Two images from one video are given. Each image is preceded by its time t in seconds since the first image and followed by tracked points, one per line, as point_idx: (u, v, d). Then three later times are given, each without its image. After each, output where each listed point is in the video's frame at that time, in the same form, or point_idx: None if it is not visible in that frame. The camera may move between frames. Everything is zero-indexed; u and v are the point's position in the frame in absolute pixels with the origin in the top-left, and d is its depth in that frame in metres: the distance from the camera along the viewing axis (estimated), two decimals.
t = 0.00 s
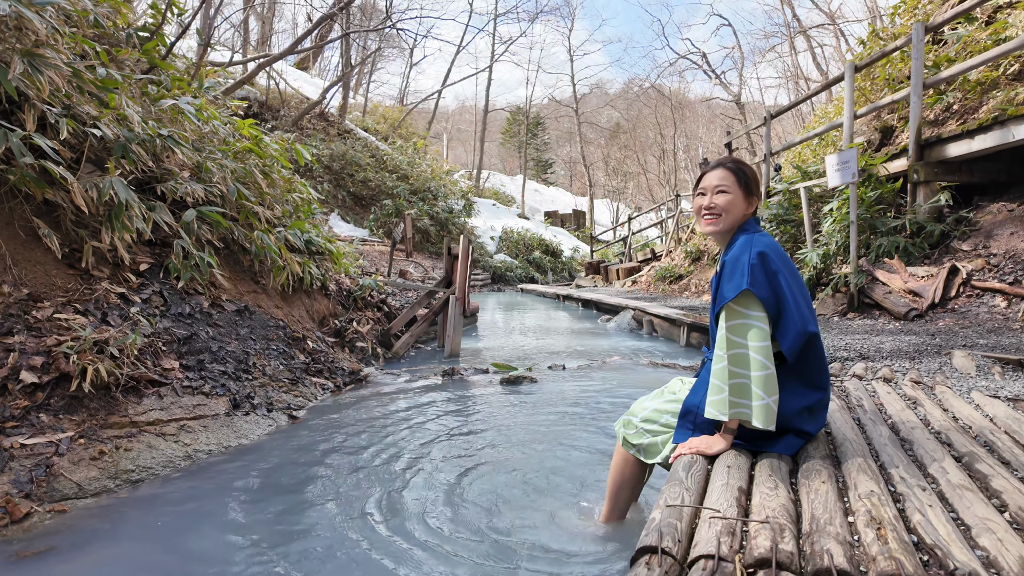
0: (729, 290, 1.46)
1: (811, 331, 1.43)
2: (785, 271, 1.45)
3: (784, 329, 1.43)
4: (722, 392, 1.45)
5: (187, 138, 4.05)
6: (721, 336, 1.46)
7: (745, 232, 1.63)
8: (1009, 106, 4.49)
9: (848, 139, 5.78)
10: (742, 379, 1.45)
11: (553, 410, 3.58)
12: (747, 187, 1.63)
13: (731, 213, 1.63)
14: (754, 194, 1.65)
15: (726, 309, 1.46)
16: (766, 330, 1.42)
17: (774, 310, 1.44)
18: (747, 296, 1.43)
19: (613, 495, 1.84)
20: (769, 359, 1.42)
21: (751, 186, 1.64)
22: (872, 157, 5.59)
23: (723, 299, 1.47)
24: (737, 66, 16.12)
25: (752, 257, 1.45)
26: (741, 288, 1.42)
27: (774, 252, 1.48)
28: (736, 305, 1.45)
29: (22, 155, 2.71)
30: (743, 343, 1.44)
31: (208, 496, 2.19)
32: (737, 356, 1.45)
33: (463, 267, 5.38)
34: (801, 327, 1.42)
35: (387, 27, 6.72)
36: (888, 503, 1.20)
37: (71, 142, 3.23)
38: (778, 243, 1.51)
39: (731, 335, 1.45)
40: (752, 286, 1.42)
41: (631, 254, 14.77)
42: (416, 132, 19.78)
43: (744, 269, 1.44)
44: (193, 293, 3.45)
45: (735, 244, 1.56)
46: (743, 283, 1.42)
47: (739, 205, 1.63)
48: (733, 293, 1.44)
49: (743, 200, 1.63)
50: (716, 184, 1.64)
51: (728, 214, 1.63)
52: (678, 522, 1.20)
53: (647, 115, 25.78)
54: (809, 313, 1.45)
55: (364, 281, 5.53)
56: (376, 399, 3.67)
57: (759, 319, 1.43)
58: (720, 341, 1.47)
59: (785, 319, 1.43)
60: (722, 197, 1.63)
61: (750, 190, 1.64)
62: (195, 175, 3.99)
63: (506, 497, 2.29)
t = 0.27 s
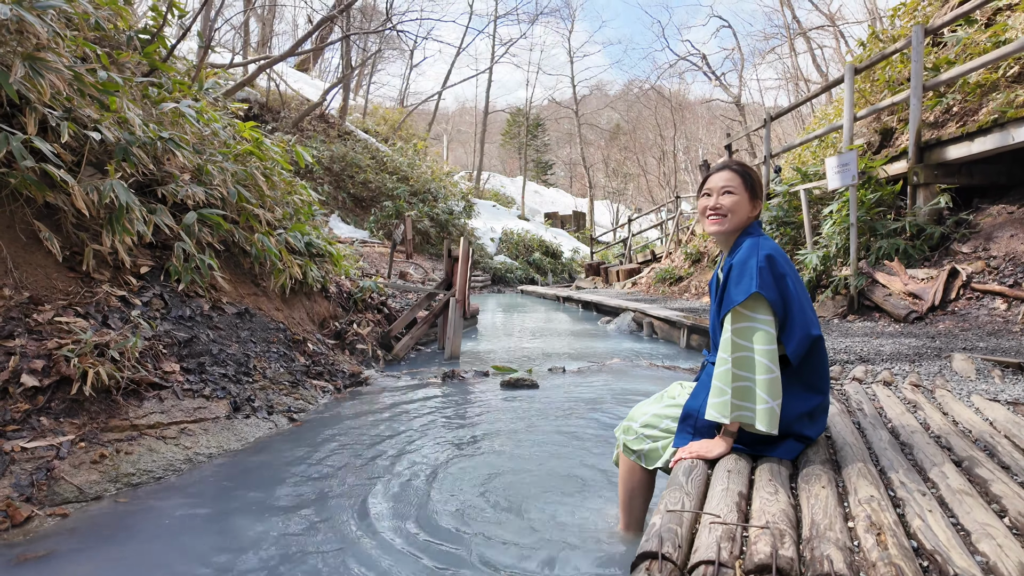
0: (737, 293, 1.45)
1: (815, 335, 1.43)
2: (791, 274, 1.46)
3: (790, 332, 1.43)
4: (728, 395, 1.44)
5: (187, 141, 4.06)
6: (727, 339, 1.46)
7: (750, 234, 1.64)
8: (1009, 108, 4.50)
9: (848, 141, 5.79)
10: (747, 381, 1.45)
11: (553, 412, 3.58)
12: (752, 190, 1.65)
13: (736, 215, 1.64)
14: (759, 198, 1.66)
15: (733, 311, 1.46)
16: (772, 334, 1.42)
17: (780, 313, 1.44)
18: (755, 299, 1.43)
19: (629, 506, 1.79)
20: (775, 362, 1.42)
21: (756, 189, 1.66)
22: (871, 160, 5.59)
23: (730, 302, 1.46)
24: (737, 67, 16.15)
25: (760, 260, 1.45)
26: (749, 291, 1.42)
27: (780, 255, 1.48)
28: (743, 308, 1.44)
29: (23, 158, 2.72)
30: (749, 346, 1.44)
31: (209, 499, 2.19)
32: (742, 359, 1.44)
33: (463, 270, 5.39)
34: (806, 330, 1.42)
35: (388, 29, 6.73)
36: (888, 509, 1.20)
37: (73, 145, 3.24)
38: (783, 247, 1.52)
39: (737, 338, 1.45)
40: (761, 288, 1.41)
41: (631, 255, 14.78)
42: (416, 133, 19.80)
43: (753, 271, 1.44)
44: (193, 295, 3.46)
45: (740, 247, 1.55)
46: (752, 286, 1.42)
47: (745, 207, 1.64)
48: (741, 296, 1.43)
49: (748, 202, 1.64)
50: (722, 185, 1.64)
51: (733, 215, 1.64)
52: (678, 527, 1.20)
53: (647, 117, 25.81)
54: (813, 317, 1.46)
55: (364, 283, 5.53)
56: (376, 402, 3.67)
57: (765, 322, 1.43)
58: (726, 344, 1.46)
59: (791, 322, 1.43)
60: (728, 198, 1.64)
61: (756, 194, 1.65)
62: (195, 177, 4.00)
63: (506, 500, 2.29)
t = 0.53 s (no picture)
0: (742, 297, 1.45)
1: (817, 340, 1.43)
2: (796, 278, 1.46)
3: (793, 336, 1.44)
4: (731, 399, 1.44)
5: (188, 145, 4.07)
6: (730, 342, 1.46)
7: (755, 239, 1.64)
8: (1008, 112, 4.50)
9: (848, 144, 5.80)
10: (751, 384, 1.44)
11: (553, 416, 3.58)
12: (757, 196, 1.65)
13: (742, 219, 1.64)
14: (764, 203, 1.66)
15: (737, 314, 1.45)
16: (776, 338, 1.42)
17: (783, 317, 1.44)
18: (760, 303, 1.43)
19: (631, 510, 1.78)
20: (777, 366, 1.42)
21: (761, 194, 1.66)
22: (871, 163, 5.60)
23: (735, 305, 1.46)
24: (737, 69, 16.18)
25: (766, 264, 1.45)
26: (755, 295, 1.42)
27: (785, 260, 1.48)
28: (747, 311, 1.44)
29: (24, 163, 2.73)
30: (752, 349, 1.44)
31: (209, 504, 2.19)
32: (746, 362, 1.44)
33: (463, 272, 5.39)
34: (809, 335, 1.43)
35: (389, 32, 6.74)
36: (887, 515, 1.20)
37: (74, 150, 3.25)
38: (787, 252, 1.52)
39: (741, 341, 1.45)
40: (766, 292, 1.41)
41: (631, 257, 14.80)
42: (416, 136, 19.83)
43: (758, 275, 1.43)
44: (194, 299, 3.46)
45: (745, 251, 1.55)
46: (757, 289, 1.41)
47: (750, 211, 1.64)
48: (747, 299, 1.43)
49: (754, 207, 1.65)
50: (728, 189, 1.65)
51: (739, 219, 1.64)
52: (677, 534, 1.20)
53: (647, 119, 25.85)
54: (816, 322, 1.46)
55: (364, 286, 5.54)
56: (376, 405, 3.67)
57: (768, 326, 1.43)
58: (730, 347, 1.46)
59: (795, 326, 1.43)
60: (734, 202, 1.64)
61: (761, 199, 1.65)
62: (196, 181, 4.01)
63: (506, 504, 2.29)
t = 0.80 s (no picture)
0: (743, 303, 1.45)
1: (818, 347, 1.43)
2: (798, 285, 1.46)
3: (794, 343, 1.44)
4: (731, 405, 1.44)
5: (189, 149, 4.08)
6: (731, 349, 1.46)
7: (758, 246, 1.64)
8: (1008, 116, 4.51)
9: (848, 148, 5.81)
10: (750, 391, 1.44)
11: (554, 420, 3.58)
12: (762, 203, 1.66)
13: (745, 226, 1.64)
14: (768, 210, 1.67)
15: (738, 321, 1.46)
16: (776, 345, 1.42)
17: (785, 324, 1.44)
18: (761, 309, 1.43)
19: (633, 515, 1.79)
20: (777, 373, 1.42)
21: (766, 201, 1.67)
22: (871, 167, 5.61)
23: (736, 311, 1.47)
24: (737, 73, 16.22)
25: (767, 271, 1.45)
26: (755, 301, 1.42)
27: (788, 267, 1.48)
28: (749, 318, 1.44)
29: (27, 168, 2.73)
30: (752, 356, 1.44)
31: (210, 509, 2.19)
32: (746, 369, 1.45)
33: (463, 276, 5.40)
34: (810, 342, 1.43)
35: (389, 36, 6.76)
36: (888, 523, 1.20)
37: (76, 155, 3.26)
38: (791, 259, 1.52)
39: (742, 348, 1.45)
40: (768, 299, 1.41)
41: (631, 260, 14.80)
42: (417, 139, 19.86)
43: (760, 282, 1.44)
44: (195, 303, 3.46)
45: (748, 258, 1.56)
46: (759, 296, 1.42)
47: (754, 218, 1.64)
48: (748, 306, 1.43)
49: (758, 214, 1.66)
50: (732, 196, 1.66)
51: (743, 226, 1.64)
52: (679, 542, 1.20)
53: (647, 122, 25.90)
54: (817, 330, 1.46)
55: (365, 289, 5.54)
56: (376, 410, 3.67)
57: (769, 332, 1.43)
58: (730, 353, 1.46)
59: (795, 333, 1.43)
60: (738, 209, 1.65)
61: (765, 206, 1.66)
62: (198, 185, 4.02)
63: (507, 510, 2.29)
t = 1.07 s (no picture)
0: (745, 312, 1.45)
1: (819, 357, 1.44)
2: (799, 294, 1.46)
3: (795, 352, 1.44)
4: (731, 413, 1.45)
5: (191, 155, 4.10)
6: (733, 357, 1.46)
7: (760, 253, 1.64)
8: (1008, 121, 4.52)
9: (848, 153, 5.82)
10: (751, 400, 1.45)
11: (554, 425, 3.57)
12: (765, 210, 1.66)
13: (747, 233, 1.65)
14: (771, 218, 1.67)
15: (740, 330, 1.46)
16: (777, 354, 1.42)
17: (786, 333, 1.44)
18: (762, 318, 1.43)
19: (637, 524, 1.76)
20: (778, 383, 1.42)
21: (769, 208, 1.67)
22: (871, 172, 5.61)
23: (738, 320, 1.47)
24: (737, 78, 16.27)
25: (769, 280, 1.45)
26: (757, 310, 1.42)
27: (790, 276, 1.48)
28: (750, 326, 1.44)
29: (29, 175, 2.75)
30: (754, 365, 1.45)
31: (210, 515, 2.19)
32: (747, 378, 1.45)
33: (464, 282, 5.40)
34: (810, 352, 1.43)
35: (390, 41, 6.78)
36: (889, 531, 1.20)
37: (78, 161, 3.27)
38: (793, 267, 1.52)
39: (743, 356, 1.45)
40: (768, 308, 1.42)
41: (631, 265, 14.81)
42: (418, 143, 19.91)
43: (761, 291, 1.44)
44: (196, 309, 3.47)
45: (750, 266, 1.56)
46: (760, 306, 1.42)
47: (756, 225, 1.65)
48: (749, 314, 1.44)
49: (761, 221, 1.66)
50: (734, 204, 1.66)
51: (745, 233, 1.65)
52: (680, 550, 1.20)
53: (648, 126, 25.95)
54: (819, 339, 1.46)
55: (365, 294, 5.55)
56: (377, 416, 3.67)
57: (770, 341, 1.43)
58: (731, 362, 1.46)
59: (796, 342, 1.44)
60: (739, 217, 1.65)
61: (768, 213, 1.66)
62: (199, 191, 4.03)
63: (508, 516, 2.29)
